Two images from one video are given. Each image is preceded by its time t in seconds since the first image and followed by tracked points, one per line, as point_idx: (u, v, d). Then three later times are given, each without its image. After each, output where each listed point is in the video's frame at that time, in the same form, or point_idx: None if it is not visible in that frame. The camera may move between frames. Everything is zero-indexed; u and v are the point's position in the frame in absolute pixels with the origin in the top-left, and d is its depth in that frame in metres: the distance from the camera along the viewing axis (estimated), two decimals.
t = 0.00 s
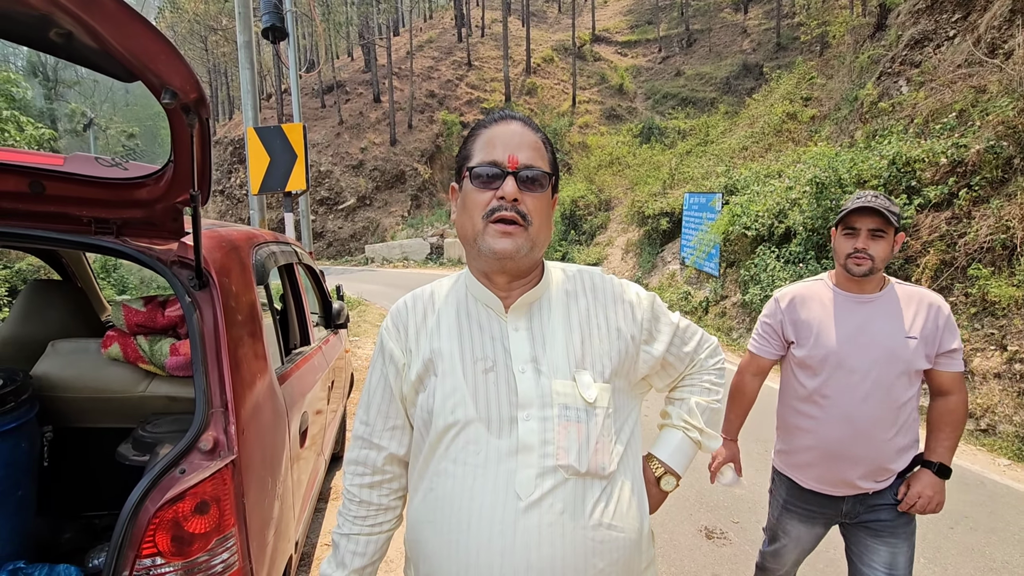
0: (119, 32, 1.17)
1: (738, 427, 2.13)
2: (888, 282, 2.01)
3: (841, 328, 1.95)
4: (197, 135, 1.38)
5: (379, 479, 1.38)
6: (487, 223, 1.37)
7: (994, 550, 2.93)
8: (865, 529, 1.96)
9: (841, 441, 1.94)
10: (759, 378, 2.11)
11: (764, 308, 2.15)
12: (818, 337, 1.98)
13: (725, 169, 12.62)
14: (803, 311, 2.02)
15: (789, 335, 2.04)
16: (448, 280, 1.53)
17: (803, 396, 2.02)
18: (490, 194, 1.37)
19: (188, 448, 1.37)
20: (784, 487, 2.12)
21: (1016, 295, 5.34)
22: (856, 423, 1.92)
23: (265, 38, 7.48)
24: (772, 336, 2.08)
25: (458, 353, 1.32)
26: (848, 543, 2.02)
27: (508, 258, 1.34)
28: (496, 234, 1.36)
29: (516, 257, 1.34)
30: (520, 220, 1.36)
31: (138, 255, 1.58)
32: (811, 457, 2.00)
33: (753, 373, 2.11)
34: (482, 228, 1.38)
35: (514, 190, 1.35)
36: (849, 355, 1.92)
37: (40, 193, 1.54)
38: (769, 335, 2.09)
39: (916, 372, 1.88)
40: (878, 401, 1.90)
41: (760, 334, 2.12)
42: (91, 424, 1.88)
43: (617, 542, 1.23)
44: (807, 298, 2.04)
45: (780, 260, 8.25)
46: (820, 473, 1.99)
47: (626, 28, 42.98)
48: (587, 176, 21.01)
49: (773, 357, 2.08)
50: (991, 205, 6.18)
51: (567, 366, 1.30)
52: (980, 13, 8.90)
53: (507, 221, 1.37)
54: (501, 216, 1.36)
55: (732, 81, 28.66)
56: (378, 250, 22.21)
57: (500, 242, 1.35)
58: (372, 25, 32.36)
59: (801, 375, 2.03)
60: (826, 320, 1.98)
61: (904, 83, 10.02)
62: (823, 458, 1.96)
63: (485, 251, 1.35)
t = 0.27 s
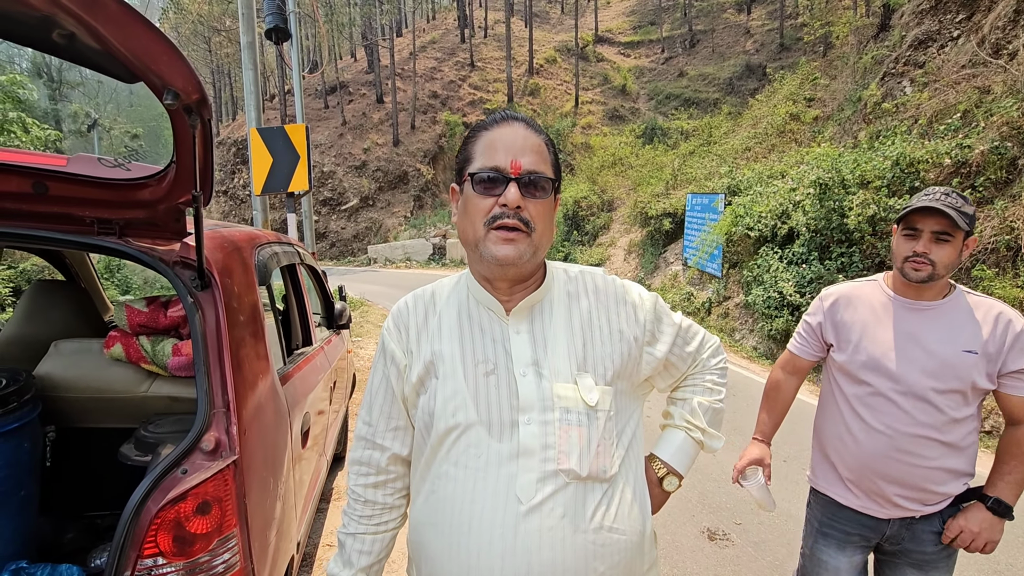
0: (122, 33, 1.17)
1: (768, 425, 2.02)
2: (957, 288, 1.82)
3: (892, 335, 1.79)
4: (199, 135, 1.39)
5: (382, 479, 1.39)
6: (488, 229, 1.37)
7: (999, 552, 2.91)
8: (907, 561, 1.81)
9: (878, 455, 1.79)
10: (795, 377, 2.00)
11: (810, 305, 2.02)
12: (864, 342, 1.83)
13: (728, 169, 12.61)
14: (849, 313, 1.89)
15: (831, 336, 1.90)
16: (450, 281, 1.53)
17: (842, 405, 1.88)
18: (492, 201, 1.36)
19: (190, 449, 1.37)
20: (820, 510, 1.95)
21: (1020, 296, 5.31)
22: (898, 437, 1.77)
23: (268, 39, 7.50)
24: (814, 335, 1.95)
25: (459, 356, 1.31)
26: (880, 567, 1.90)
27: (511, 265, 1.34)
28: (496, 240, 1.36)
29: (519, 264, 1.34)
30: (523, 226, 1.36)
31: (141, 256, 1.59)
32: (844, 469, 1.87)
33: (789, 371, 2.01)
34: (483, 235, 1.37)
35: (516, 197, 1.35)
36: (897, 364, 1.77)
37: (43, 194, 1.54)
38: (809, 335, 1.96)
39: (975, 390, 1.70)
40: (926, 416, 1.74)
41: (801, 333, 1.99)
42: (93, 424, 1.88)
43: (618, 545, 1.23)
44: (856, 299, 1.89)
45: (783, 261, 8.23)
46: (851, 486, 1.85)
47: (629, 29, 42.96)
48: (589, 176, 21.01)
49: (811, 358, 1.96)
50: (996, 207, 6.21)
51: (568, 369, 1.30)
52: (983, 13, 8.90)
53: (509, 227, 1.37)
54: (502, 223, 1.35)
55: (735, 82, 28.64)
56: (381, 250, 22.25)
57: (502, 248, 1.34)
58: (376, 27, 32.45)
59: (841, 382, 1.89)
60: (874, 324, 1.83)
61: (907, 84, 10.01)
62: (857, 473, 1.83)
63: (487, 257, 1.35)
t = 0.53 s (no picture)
0: (123, 33, 1.17)
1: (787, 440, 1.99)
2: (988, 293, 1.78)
3: (920, 346, 1.75)
4: (200, 134, 1.39)
5: (384, 478, 1.39)
6: (488, 231, 1.37)
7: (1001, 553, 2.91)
8: None
9: (910, 474, 1.74)
10: (812, 390, 1.98)
11: (828, 314, 1.97)
12: (889, 354, 1.78)
13: (730, 169, 12.59)
14: (872, 322, 1.83)
15: (853, 347, 1.86)
16: (450, 280, 1.53)
17: (870, 420, 1.83)
18: (492, 203, 1.36)
19: (190, 449, 1.37)
20: (852, 533, 1.88)
21: None
22: (931, 455, 1.72)
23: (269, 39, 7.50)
24: (836, 347, 1.91)
25: (460, 357, 1.31)
26: None
27: (512, 267, 1.34)
28: (496, 242, 1.36)
29: (520, 267, 1.34)
30: (523, 228, 1.36)
31: (142, 255, 1.59)
32: (873, 487, 1.81)
33: (806, 383, 1.99)
34: (483, 237, 1.37)
35: (516, 199, 1.34)
36: (927, 378, 1.72)
37: (45, 193, 1.54)
38: (829, 345, 1.92)
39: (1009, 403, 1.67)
40: (960, 431, 1.70)
41: (821, 344, 1.95)
42: (94, 423, 1.88)
43: (619, 547, 1.22)
44: (879, 308, 1.84)
45: (785, 261, 8.21)
46: (881, 505, 1.80)
47: (631, 29, 42.92)
48: (591, 176, 21.00)
49: (831, 370, 1.92)
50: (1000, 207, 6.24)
51: (569, 371, 1.29)
52: (986, 12, 8.88)
53: (509, 229, 1.37)
54: (502, 226, 1.35)
55: (737, 82, 28.61)
56: (382, 250, 22.26)
57: (503, 251, 1.34)
58: (377, 27, 32.47)
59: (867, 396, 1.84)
60: (901, 334, 1.78)
61: (910, 83, 9.97)
62: (888, 492, 1.77)
63: (487, 259, 1.35)
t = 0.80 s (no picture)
0: (122, 32, 1.17)
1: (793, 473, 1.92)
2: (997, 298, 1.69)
3: (942, 362, 1.63)
4: (200, 134, 1.39)
5: (385, 478, 1.38)
6: (488, 232, 1.36)
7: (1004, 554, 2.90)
8: None
9: (951, 509, 1.59)
10: (820, 419, 1.87)
11: (834, 332, 1.84)
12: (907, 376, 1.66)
13: (732, 169, 12.56)
14: (885, 342, 1.71)
15: (866, 370, 1.74)
16: (451, 280, 1.52)
17: (903, 449, 1.68)
18: (491, 203, 1.36)
19: (191, 449, 1.37)
20: None
21: None
22: (977, 483, 1.57)
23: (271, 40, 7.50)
24: (848, 370, 1.78)
25: (460, 358, 1.31)
26: None
27: (511, 268, 1.33)
28: (496, 243, 1.35)
29: (519, 267, 1.34)
30: (522, 228, 1.35)
31: (144, 256, 1.59)
32: (917, 526, 1.65)
33: (814, 413, 1.88)
34: (483, 239, 1.37)
35: (515, 199, 1.34)
36: (959, 397, 1.59)
37: (47, 193, 1.55)
38: (840, 369, 1.80)
39: None
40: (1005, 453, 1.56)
41: (831, 367, 1.83)
42: (96, 423, 1.88)
43: (620, 548, 1.22)
44: (893, 325, 1.71)
45: (787, 261, 8.19)
46: (929, 544, 1.64)
47: (633, 29, 42.86)
48: (593, 176, 20.98)
49: (842, 395, 1.81)
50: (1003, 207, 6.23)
51: (570, 371, 1.29)
52: (990, 12, 8.85)
53: (508, 230, 1.36)
54: (501, 226, 1.35)
55: (739, 82, 28.57)
56: (384, 250, 22.28)
57: (502, 252, 1.34)
58: (380, 27, 32.50)
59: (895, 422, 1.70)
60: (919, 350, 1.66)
61: (913, 83, 9.94)
62: (936, 530, 1.61)
63: (487, 260, 1.34)
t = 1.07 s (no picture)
0: (124, 30, 1.17)
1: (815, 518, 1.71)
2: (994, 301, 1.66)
3: (957, 373, 1.56)
4: (203, 133, 1.39)
5: (386, 477, 1.39)
6: (489, 230, 1.36)
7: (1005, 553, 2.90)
8: None
9: (990, 532, 1.50)
10: (834, 445, 1.73)
11: (838, 349, 1.75)
12: (926, 392, 1.59)
13: (734, 168, 12.55)
14: (900, 357, 1.63)
15: (884, 388, 1.64)
16: (452, 279, 1.52)
17: (931, 471, 1.58)
18: (491, 202, 1.36)
19: (194, 447, 1.37)
20: None
21: None
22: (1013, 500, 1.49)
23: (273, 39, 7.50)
24: (861, 389, 1.68)
25: (462, 355, 1.31)
26: None
27: (513, 266, 1.34)
28: (497, 241, 1.35)
29: (520, 266, 1.34)
30: (522, 226, 1.35)
31: (146, 254, 1.59)
32: (958, 554, 1.54)
33: (824, 440, 1.74)
34: (484, 237, 1.37)
35: (515, 197, 1.34)
36: (981, 409, 1.53)
37: (50, 192, 1.55)
38: (850, 388, 1.69)
39: None
40: None
41: (841, 387, 1.71)
42: (100, 422, 1.89)
43: (622, 545, 1.22)
44: (904, 337, 1.64)
45: (789, 260, 8.18)
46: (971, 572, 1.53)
47: (635, 28, 42.76)
48: (594, 175, 20.96)
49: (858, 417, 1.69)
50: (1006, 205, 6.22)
51: (572, 368, 1.29)
52: (993, 10, 8.81)
53: (509, 228, 1.36)
54: (502, 225, 1.35)
55: (741, 81, 28.51)
56: (386, 250, 22.29)
57: (503, 250, 1.34)
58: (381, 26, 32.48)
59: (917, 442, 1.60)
60: (930, 363, 1.59)
61: (916, 81, 9.90)
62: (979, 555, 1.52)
63: (489, 258, 1.35)
